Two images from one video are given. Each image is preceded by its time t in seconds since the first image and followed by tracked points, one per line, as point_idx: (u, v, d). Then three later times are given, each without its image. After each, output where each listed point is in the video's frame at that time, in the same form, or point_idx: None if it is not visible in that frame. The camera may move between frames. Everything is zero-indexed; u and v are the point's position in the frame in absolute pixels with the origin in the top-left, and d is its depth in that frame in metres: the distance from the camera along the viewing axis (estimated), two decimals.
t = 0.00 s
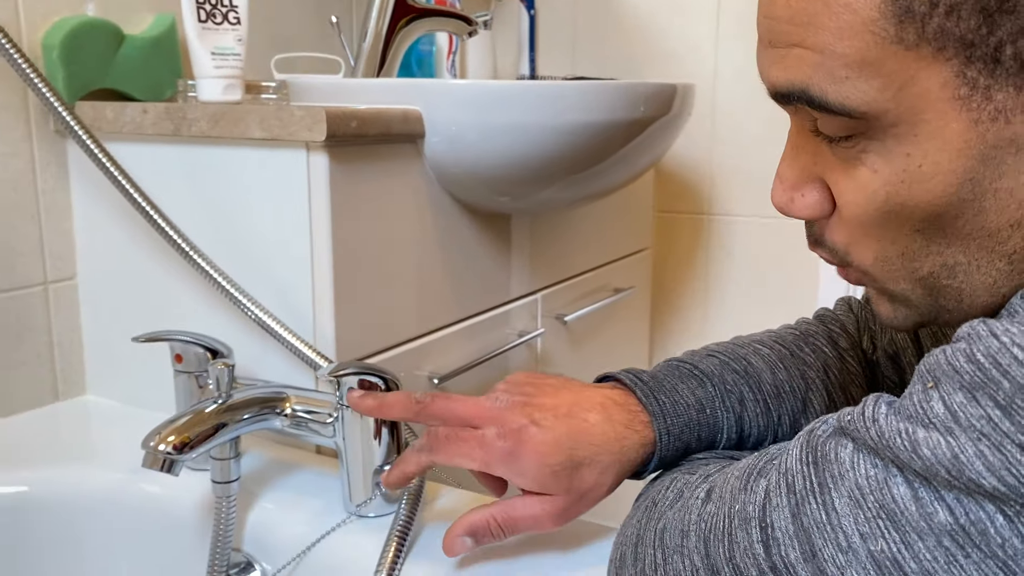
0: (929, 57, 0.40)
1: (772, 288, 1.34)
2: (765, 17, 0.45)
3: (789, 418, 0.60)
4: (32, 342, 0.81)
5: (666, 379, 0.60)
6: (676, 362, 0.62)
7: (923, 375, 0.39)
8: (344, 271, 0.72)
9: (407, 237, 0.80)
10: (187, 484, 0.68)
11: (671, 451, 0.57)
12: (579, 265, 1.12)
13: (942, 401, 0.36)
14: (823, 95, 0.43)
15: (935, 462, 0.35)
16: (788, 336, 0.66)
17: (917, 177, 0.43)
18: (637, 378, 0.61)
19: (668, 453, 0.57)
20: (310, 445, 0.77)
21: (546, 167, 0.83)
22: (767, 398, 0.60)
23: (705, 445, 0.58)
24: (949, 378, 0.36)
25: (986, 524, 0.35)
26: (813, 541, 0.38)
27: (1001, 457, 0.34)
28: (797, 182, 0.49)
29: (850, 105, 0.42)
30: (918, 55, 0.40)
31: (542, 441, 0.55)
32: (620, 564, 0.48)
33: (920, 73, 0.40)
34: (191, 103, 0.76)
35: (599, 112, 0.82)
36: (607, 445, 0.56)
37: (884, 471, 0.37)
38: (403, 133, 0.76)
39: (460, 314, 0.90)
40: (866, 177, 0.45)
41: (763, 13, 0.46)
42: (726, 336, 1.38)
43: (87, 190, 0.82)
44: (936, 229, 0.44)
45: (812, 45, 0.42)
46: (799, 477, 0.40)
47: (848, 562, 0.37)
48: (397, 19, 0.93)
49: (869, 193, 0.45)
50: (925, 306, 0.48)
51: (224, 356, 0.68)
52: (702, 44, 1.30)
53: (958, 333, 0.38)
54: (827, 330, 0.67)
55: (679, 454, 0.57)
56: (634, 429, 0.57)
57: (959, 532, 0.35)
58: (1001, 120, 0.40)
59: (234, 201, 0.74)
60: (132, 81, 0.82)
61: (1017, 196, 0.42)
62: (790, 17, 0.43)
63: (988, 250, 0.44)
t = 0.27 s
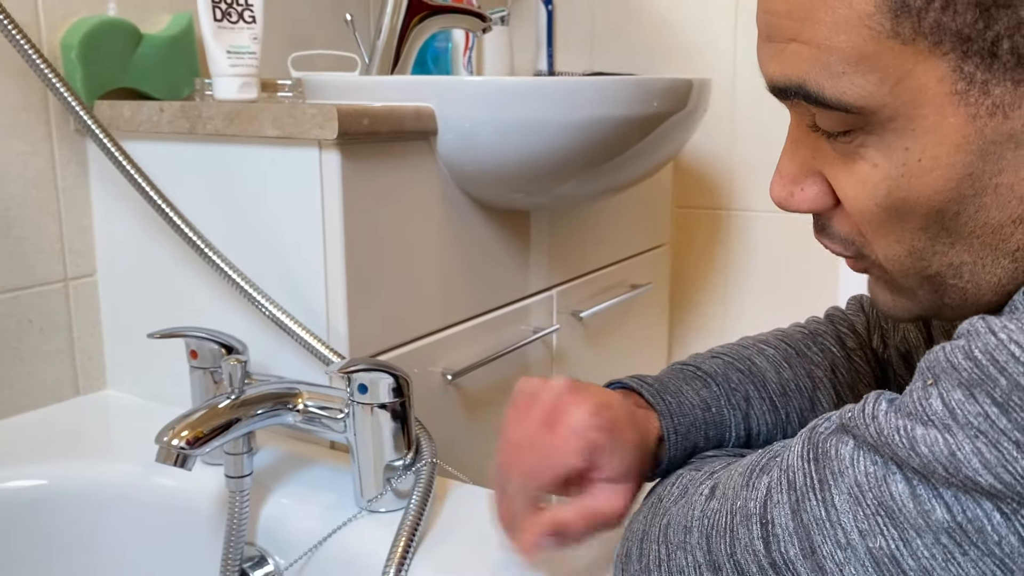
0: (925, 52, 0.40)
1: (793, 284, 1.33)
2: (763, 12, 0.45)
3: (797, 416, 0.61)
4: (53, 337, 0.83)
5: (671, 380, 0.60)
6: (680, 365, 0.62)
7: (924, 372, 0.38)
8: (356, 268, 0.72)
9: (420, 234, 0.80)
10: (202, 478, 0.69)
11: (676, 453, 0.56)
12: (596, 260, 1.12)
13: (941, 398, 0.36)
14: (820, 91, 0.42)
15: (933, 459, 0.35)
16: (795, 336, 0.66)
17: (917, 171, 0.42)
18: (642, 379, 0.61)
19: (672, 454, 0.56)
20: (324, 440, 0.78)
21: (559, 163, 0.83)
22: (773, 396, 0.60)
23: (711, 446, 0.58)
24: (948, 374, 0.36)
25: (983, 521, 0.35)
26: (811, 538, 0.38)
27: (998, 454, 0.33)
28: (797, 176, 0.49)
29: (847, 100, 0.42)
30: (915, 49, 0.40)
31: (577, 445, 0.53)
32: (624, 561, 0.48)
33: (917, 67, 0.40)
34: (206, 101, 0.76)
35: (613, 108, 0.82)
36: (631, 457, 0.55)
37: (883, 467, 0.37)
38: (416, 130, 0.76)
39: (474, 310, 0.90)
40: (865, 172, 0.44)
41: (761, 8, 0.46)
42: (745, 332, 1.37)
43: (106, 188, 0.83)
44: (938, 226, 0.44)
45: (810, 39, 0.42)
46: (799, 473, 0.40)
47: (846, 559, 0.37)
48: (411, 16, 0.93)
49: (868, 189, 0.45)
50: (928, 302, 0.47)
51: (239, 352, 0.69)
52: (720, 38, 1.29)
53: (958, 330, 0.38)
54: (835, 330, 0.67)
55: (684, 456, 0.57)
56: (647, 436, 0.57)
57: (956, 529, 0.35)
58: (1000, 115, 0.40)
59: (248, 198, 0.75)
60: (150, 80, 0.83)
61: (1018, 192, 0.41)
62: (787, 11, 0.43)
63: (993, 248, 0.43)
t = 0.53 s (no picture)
0: (937, 44, 0.38)
1: (812, 277, 1.31)
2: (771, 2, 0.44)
3: (810, 411, 0.65)
4: (69, 329, 0.84)
5: (676, 371, 0.66)
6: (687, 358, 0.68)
7: (936, 365, 0.37)
8: (368, 260, 0.72)
9: (432, 227, 0.80)
10: (213, 469, 0.70)
11: (679, 444, 0.62)
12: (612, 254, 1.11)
13: (952, 392, 0.35)
14: (829, 84, 0.41)
15: (942, 454, 0.34)
16: (813, 337, 0.69)
17: (929, 166, 0.41)
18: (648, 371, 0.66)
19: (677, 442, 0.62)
20: (336, 432, 0.78)
21: (572, 155, 0.83)
22: (783, 390, 0.64)
23: (719, 438, 0.63)
24: (959, 368, 0.35)
25: (993, 518, 0.34)
26: (819, 534, 0.37)
27: (1009, 449, 0.33)
28: (806, 170, 0.48)
29: (856, 94, 0.41)
30: (926, 41, 0.38)
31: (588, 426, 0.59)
32: (632, 554, 0.48)
33: (929, 60, 0.39)
34: (219, 94, 0.76)
35: (627, 99, 0.81)
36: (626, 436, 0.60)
37: (892, 462, 0.36)
38: (428, 122, 0.76)
39: (488, 303, 0.89)
40: (875, 167, 0.43)
41: None
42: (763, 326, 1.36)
43: (121, 181, 0.84)
44: (950, 222, 0.43)
45: (818, 32, 0.41)
46: (808, 468, 0.39)
47: (854, 556, 0.36)
48: (424, 7, 0.93)
49: (878, 184, 0.44)
50: (934, 298, 0.47)
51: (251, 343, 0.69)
52: (739, 28, 1.28)
53: (971, 323, 0.37)
54: (855, 332, 0.69)
55: (690, 445, 0.62)
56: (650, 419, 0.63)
57: (966, 526, 0.34)
58: (1015, 107, 0.39)
59: (260, 190, 0.75)
60: (164, 73, 0.83)
61: None
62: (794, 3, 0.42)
63: (1005, 245, 0.43)
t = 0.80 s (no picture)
0: (951, 38, 0.37)
1: (827, 271, 1.30)
2: None
3: (780, 352, 0.69)
4: (80, 321, 0.84)
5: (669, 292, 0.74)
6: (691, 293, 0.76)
7: (941, 367, 0.36)
8: (375, 253, 0.72)
9: (441, 220, 0.79)
10: (220, 461, 0.70)
11: (633, 335, 0.68)
12: (624, 247, 1.10)
13: (958, 396, 0.34)
14: (838, 78, 0.40)
15: (947, 460, 0.33)
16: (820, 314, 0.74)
17: (939, 163, 0.40)
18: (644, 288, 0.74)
19: (631, 334, 0.68)
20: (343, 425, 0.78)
21: (582, 147, 0.82)
22: (759, 325, 0.70)
23: (677, 345, 0.69)
24: (966, 371, 0.34)
25: (999, 526, 0.33)
26: (821, 538, 0.37)
27: (1016, 457, 0.32)
28: (814, 163, 0.47)
29: (866, 89, 0.40)
30: (940, 36, 0.37)
31: (512, 304, 0.63)
32: (636, 554, 0.47)
33: (942, 55, 0.38)
34: (227, 85, 0.76)
35: (637, 91, 0.80)
36: (565, 311, 0.64)
37: (897, 466, 0.35)
38: (436, 114, 0.75)
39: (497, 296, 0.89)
40: (885, 164, 0.42)
41: None
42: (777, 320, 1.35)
43: (131, 173, 0.84)
44: (962, 220, 0.42)
45: (828, 23, 0.40)
46: (810, 470, 0.38)
47: (857, 562, 0.36)
48: None
49: (887, 181, 0.43)
50: (945, 292, 0.46)
51: (258, 336, 0.69)
52: (755, 18, 1.26)
53: (978, 324, 0.36)
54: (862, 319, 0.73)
55: (646, 341, 0.68)
56: (600, 306, 0.67)
57: (971, 534, 0.33)
58: None
59: (267, 183, 0.75)
60: (173, 65, 0.83)
61: None
62: None
63: (1019, 242, 0.42)
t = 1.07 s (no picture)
0: (974, 20, 0.36)
1: (844, 264, 1.28)
2: None
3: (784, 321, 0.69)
4: (96, 310, 0.84)
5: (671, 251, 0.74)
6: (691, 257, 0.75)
7: (963, 354, 0.36)
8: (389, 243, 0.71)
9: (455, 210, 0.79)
10: (235, 451, 0.70)
11: (637, 287, 0.67)
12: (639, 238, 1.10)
13: (981, 383, 0.33)
14: (857, 62, 0.39)
15: (970, 449, 0.32)
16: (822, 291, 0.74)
17: (960, 149, 0.40)
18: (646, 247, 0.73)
19: (635, 287, 0.67)
20: (357, 415, 0.78)
21: (597, 137, 0.81)
22: (763, 291, 0.70)
23: (681, 302, 0.68)
24: (988, 358, 0.33)
25: None
26: (842, 529, 0.36)
27: None
28: (832, 149, 0.46)
29: (886, 73, 0.39)
30: (962, 18, 0.37)
31: (522, 268, 0.63)
32: (651, 545, 0.47)
33: (965, 38, 0.37)
34: (241, 74, 0.76)
35: (653, 80, 0.79)
36: (575, 263, 0.65)
37: (918, 456, 0.35)
38: (450, 103, 0.74)
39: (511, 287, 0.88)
40: (905, 150, 0.41)
41: None
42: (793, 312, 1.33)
43: (146, 162, 0.84)
44: (983, 207, 0.41)
45: (847, 7, 0.39)
46: (830, 460, 0.38)
47: (879, 553, 0.35)
48: None
49: (908, 168, 0.42)
50: (965, 278, 0.46)
51: (272, 326, 0.69)
52: (773, 8, 1.24)
53: (1000, 312, 0.35)
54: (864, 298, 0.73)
55: (648, 295, 0.68)
56: (612, 257, 0.68)
57: (996, 523, 0.33)
58: None
59: (281, 172, 0.74)
60: (188, 54, 0.83)
61: None
62: None
63: None
